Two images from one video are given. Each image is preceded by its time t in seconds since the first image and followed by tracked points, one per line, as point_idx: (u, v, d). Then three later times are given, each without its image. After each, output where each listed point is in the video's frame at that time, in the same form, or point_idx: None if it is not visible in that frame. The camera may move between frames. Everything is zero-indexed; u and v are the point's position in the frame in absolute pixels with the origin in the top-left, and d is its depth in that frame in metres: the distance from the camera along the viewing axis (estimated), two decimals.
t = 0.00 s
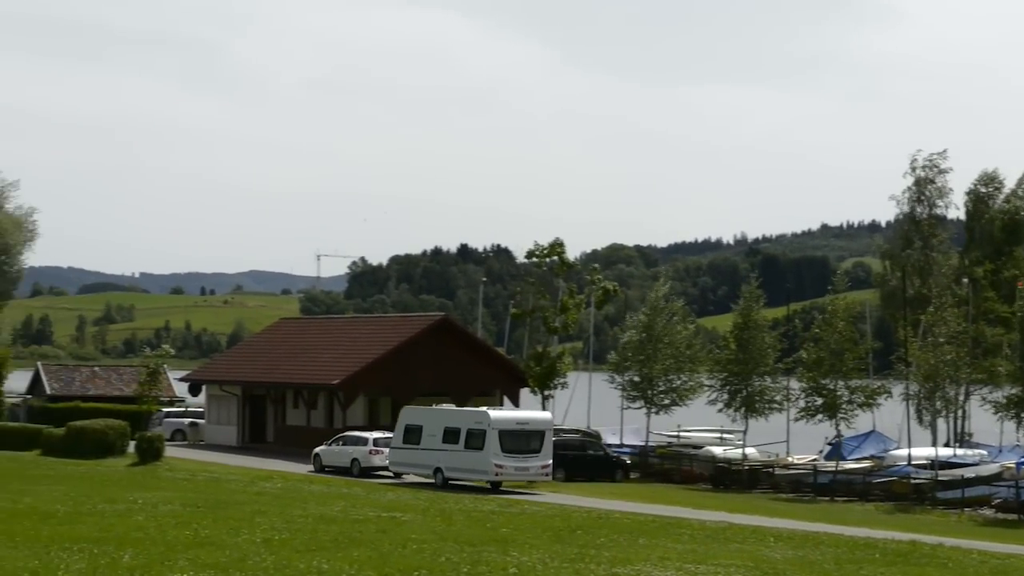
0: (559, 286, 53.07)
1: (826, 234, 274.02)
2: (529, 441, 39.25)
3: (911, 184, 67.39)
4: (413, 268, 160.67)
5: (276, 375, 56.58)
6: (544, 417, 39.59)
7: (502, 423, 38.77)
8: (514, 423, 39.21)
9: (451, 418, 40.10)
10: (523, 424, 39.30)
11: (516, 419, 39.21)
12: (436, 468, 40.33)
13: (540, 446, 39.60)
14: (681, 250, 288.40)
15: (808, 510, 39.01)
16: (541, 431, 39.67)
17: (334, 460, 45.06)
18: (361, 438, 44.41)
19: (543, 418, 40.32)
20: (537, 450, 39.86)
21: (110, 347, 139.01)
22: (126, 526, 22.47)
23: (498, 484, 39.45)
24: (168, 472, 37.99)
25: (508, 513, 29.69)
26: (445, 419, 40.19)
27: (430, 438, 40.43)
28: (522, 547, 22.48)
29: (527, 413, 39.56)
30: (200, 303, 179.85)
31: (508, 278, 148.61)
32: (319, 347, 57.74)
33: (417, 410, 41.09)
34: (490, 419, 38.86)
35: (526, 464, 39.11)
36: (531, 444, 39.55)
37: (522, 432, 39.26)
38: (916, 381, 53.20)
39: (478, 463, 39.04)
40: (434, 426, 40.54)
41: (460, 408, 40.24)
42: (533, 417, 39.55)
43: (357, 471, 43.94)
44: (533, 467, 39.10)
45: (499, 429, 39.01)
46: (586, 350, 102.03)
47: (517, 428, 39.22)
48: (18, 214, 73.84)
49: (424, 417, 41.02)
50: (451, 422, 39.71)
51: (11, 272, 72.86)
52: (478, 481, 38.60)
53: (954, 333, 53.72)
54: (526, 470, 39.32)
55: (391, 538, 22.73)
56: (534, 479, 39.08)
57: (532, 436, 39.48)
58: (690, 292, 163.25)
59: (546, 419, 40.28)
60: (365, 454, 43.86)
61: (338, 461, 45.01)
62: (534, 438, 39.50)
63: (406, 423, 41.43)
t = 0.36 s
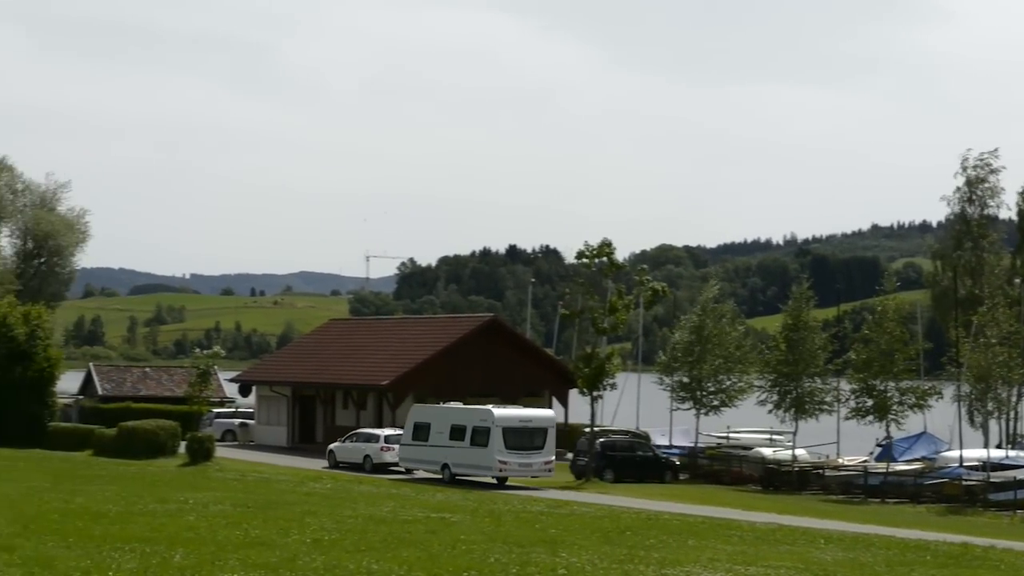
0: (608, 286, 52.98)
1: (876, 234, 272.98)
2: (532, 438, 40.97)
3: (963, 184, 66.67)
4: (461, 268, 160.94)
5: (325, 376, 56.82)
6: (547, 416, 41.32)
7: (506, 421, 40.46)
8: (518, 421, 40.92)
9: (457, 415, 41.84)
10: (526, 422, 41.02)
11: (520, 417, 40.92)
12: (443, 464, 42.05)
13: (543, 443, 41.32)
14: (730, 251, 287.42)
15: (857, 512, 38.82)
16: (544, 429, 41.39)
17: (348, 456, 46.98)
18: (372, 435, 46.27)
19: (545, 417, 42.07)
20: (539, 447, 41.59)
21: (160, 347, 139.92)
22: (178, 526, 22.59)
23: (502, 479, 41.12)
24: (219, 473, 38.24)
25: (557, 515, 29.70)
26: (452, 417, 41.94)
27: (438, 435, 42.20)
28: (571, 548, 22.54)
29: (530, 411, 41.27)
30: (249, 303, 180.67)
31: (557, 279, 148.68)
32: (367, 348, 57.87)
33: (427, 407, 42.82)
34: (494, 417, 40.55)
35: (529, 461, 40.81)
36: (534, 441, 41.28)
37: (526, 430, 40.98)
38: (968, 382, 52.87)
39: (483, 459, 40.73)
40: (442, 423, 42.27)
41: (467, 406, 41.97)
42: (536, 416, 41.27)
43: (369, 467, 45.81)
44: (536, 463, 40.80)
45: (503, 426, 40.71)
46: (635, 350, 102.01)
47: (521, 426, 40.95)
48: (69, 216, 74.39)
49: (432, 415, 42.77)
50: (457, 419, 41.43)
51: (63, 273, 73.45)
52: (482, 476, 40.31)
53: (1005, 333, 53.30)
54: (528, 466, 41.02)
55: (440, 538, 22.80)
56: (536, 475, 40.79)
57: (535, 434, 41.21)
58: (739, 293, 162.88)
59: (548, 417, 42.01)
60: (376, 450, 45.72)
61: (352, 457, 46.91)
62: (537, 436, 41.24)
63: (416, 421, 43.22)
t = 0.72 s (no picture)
0: (651, 286, 52.75)
1: (921, 234, 271.82)
2: (533, 434, 42.34)
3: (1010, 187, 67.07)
4: (504, 268, 160.99)
5: (368, 375, 56.90)
6: (548, 413, 42.72)
7: (507, 418, 41.85)
8: (519, 418, 42.32)
9: (462, 413, 43.34)
10: (527, 419, 42.42)
11: (520, 414, 42.33)
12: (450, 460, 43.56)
13: (544, 438, 42.68)
14: (773, 251, 286.35)
15: (901, 512, 38.64)
16: (545, 426, 42.78)
17: (358, 451, 48.74)
18: (381, 430, 48.02)
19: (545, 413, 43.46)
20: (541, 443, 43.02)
21: (204, 347, 140.60)
22: (221, 525, 22.57)
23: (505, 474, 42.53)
24: (263, 472, 38.30)
25: (600, 514, 29.62)
26: (457, 414, 43.45)
27: (443, 431, 43.77)
28: (614, 548, 22.50)
29: (531, 409, 42.70)
30: (292, 303, 181.19)
31: (600, 278, 148.50)
32: (410, 348, 57.88)
33: (434, 405, 44.39)
34: (495, 414, 41.97)
35: (530, 457, 42.19)
36: (535, 437, 42.67)
37: (526, 426, 42.37)
38: (1013, 381, 52.49)
39: (486, 455, 42.14)
40: (448, 420, 43.79)
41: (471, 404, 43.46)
42: (537, 413, 42.65)
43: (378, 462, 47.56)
44: (536, 459, 42.15)
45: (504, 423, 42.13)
46: (678, 351, 101.88)
47: (521, 423, 42.35)
48: (114, 216, 74.74)
49: (440, 412, 44.32)
50: (461, 416, 42.91)
51: (108, 273, 73.78)
52: (484, 472, 41.72)
53: None
54: (529, 461, 42.41)
55: (483, 538, 22.77)
56: (537, 470, 42.14)
57: (536, 431, 42.60)
58: (782, 292, 162.37)
59: (550, 414, 43.37)
60: (384, 445, 47.47)
61: (362, 452, 48.67)
62: (538, 432, 42.62)
63: (423, 417, 44.84)
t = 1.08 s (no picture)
0: (682, 286, 52.64)
1: (952, 234, 270.77)
2: (525, 431, 43.95)
3: None
4: (534, 268, 161.00)
5: (399, 376, 57.00)
6: (539, 409, 44.25)
7: (501, 415, 43.50)
8: (512, 415, 43.88)
9: (456, 410, 45.00)
10: (519, 416, 43.97)
11: (513, 412, 43.87)
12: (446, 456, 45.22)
13: (536, 434, 44.30)
14: (806, 251, 285.63)
15: (932, 512, 38.50)
16: (537, 422, 44.35)
17: (359, 448, 50.26)
18: (381, 428, 49.47)
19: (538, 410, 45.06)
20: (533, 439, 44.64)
21: (236, 347, 140.98)
22: (253, 526, 22.65)
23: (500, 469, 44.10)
24: (294, 472, 38.39)
25: (630, 515, 29.59)
26: (452, 412, 45.06)
27: (439, 429, 45.41)
28: (644, 548, 22.52)
29: (523, 406, 44.21)
30: (324, 304, 181.59)
31: (630, 278, 148.31)
32: (442, 349, 57.98)
33: (430, 403, 46.03)
34: (489, 412, 43.61)
35: (523, 452, 43.78)
36: (528, 433, 44.24)
37: (519, 423, 43.93)
38: None
39: (481, 451, 43.74)
40: (444, 417, 45.41)
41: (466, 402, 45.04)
42: (529, 410, 44.21)
43: (378, 458, 49.05)
44: (529, 455, 43.74)
45: (498, 421, 43.76)
46: (709, 350, 101.77)
47: (514, 419, 43.91)
48: (146, 217, 74.91)
49: (436, 410, 45.98)
50: (456, 414, 44.55)
51: (140, 274, 74.02)
52: (479, 468, 43.31)
53: None
54: (522, 456, 44.04)
55: (514, 539, 22.77)
56: (530, 465, 43.79)
57: (529, 427, 44.18)
58: (814, 293, 161.86)
59: (542, 410, 44.89)
60: (384, 442, 48.93)
61: (362, 449, 50.15)
62: (531, 428, 44.22)
63: (420, 415, 46.46)
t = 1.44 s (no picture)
0: (699, 289, 52.49)
1: (971, 237, 270.14)
2: (508, 430, 45.05)
3: None
4: (552, 271, 160.96)
5: (414, 379, 57.11)
6: (522, 410, 45.37)
7: (483, 416, 44.59)
8: (495, 416, 45.00)
9: (442, 410, 46.15)
10: (502, 416, 45.11)
11: (496, 412, 44.99)
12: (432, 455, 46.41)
13: (520, 434, 45.43)
14: (824, 254, 285.29)
15: (950, 516, 38.42)
16: (519, 422, 45.48)
17: (350, 446, 51.72)
18: (370, 427, 50.91)
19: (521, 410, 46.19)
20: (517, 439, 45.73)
21: (253, 350, 141.14)
22: (271, 528, 22.68)
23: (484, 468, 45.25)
24: (312, 475, 38.46)
25: (648, 518, 29.58)
26: (438, 412, 46.26)
27: (425, 428, 46.66)
28: (663, 551, 22.50)
29: (506, 406, 45.31)
30: (342, 306, 181.67)
31: (648, 281, 148.18)
32: (458, 352, 58.03)
33: (417, 403, 47.21)
34: (472, 412, 44.73)
35: (505, 452, 44.93)
36: (511, 433, 45.38)
37: (501, 423, 45.06)
38: None
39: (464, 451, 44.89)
40: (430, 418, 46.61)
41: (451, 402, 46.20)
42: (512, 411, 45.32)
43: (368, 457, 50.48)
44: (512, 454, 44.85)
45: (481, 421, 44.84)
46: (727, 353, 101.70)
47: (496, 420, 45.04)
48: (164, 220, 74.98)
49: (423, 409, 47.18)
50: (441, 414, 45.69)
51: (159, 277, 74.10)
52: (463, 467, 44.48)
53: None
54: (505, 456, 45.16)
55: (532, 543, 22.76)
56: (513, 464, 44.89)
57: (511, 427, 45.31)
58: (832, 296, 161.52)
59: (526, 411, 45.99)
60: (374, 440, 50.37)
61: (353, 448, 51.59)
62: (513, 428, 45.35)
63: (408, 415, 47.70)
